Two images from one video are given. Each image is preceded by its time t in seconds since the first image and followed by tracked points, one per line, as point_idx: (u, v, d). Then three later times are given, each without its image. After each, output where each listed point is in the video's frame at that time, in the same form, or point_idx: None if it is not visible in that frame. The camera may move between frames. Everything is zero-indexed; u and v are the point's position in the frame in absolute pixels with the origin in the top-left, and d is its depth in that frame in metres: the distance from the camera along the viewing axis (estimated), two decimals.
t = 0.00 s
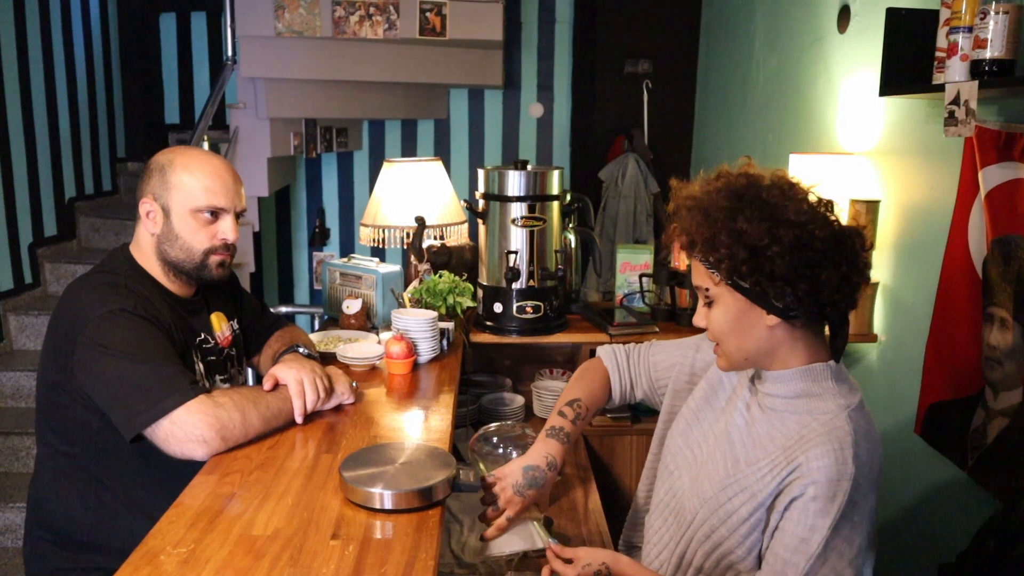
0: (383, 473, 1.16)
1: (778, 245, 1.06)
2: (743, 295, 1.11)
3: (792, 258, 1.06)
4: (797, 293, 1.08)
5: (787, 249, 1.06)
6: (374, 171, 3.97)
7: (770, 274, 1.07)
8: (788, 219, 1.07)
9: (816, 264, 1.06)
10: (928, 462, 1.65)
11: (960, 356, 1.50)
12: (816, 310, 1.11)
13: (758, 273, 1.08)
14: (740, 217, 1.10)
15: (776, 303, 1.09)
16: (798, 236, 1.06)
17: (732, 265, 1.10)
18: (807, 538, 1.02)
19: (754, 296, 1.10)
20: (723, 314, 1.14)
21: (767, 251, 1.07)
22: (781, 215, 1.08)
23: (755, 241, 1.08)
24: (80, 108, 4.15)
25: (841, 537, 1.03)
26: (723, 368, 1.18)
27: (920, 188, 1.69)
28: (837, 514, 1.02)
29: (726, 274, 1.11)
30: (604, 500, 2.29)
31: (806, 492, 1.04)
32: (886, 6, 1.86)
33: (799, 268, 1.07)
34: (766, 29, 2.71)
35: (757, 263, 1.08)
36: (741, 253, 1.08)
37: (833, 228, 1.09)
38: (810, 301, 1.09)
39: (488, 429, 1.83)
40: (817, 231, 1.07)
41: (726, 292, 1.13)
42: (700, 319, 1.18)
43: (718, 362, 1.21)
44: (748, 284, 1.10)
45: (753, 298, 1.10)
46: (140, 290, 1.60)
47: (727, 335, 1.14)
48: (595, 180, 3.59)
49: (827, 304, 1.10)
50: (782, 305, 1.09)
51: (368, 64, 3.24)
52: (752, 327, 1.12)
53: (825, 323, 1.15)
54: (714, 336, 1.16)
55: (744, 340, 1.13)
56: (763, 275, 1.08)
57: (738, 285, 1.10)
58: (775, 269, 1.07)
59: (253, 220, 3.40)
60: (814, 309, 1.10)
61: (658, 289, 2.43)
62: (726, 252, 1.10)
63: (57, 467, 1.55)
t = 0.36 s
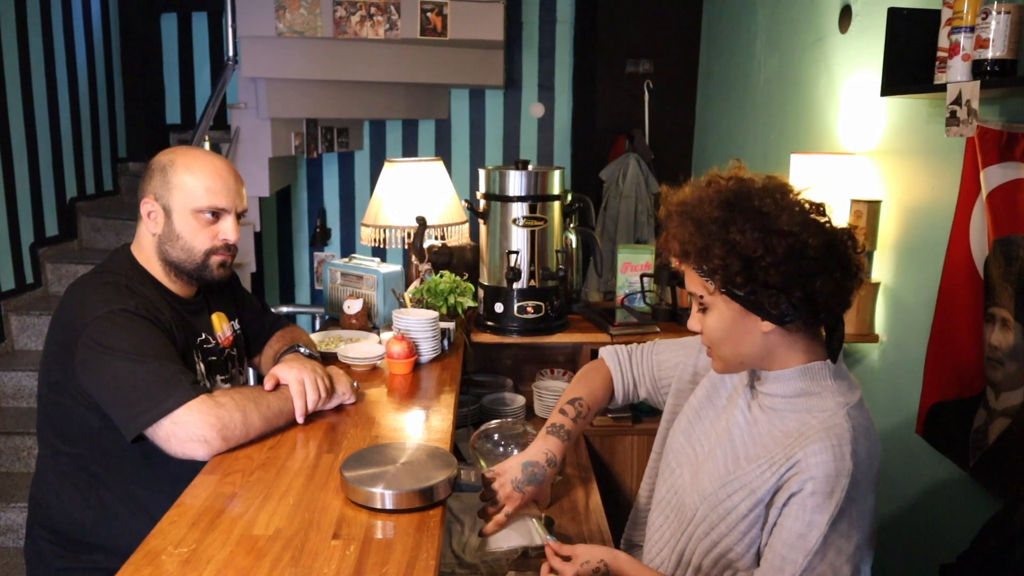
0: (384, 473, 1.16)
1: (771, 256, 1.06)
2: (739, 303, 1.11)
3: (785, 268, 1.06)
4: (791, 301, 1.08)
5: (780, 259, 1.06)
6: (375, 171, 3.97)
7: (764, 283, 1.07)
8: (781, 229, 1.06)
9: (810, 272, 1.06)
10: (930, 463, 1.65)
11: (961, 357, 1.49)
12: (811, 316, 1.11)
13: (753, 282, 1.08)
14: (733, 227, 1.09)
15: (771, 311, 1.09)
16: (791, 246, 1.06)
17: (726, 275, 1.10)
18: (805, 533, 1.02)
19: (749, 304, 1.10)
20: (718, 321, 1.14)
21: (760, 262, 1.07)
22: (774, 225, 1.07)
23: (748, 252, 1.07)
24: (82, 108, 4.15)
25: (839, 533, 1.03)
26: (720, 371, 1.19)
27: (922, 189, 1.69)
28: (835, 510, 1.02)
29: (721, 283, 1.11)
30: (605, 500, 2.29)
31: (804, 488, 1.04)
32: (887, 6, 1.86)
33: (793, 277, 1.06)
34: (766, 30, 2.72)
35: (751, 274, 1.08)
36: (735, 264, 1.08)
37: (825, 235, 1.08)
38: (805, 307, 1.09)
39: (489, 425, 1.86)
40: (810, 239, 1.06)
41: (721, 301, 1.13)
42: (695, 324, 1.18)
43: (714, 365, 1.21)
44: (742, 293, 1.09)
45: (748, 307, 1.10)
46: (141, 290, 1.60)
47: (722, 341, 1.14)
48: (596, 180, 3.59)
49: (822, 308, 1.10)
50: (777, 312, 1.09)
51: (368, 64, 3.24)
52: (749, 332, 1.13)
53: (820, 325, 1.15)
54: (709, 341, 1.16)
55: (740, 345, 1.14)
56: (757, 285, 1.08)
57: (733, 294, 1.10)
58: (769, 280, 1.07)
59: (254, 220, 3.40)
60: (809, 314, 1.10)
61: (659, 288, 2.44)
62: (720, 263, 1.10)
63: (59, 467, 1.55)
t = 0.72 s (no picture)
0: (384, 473, 1.16)
1: (773, 253, 1.06)
2: (741, 303, 1.10)
3: (787, 265, 1.07)
4: (794, 298, 1.08)
5: (782, 257, 1.06)
6: (375, 171, 3.97)
7: (766, 282, 1.08)
8: (781, 227, 1.07)
9: (810, 270, 1.07)
10: (930, 462, 1.65)
11: (962, 357, 1.49)
12: (814, 313, 1.11)
13: (755, 282, 1.08)
14: (733, 227, 1.10)
15: (773, 309, 1.09)
16: (791, 243, 1.06)
17: (728, 276, 1.10)
18: (801, 532, 1.02)
19: (752, 304, 1.09)
20: (720, 322, 1.13)
21: (762, 260, 1.07)
22: (774, 223, 1.08)
23: (750, 251, 1.07)
24: (82, 108, 4.15)
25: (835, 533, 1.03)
26: (721, 374, 1.19)
27: (922, 190, 1.69)
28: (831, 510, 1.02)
29: (723, 284, 1.10)
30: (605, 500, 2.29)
31: (802, 487, 1.04)
32: (887, 6, 1.86)
33: (796, 275, 1.07)
34: (766, 29, 2.71)
35: (754, 273, 1.08)
36: (738, 264, 1.08)
37: (825, 231, 1.09)
38: (808, 305, 1.09)
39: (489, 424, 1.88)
40: (809, 236, 1.07)
41: (723, 302, 1.12)
42: (697, 326, 1.18)
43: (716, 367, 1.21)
44: (745, 293, 1.09)
45: (750, 306, 1.10)
46: (141, 290, 1.60)
47: (726, 342, 1.14)
48: (596, 180, 3.59)
49: (823, 305, 1.10)
50: (779, 311, 1.09)
51: (368, 64, 3.24)
52: (752, 332, 1.12)
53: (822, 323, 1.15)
54: (711, 344, 1.16)
55: (743, 345, 1.14)
56: (759, 283, 1.08)
57: (735, 294, 1.10)
58: (772, 277, 1.07)
59: (254, 220, 3.40)
60: (811, 312, 1.10)
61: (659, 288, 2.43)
62: (722, 264, 1.10)
63: (59, 467, 1.55)
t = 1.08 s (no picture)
0: (384, 474, 1.16)
1: (761, 238, 1.07)
2: (718, 279, 1.12)
3: (771, 253, 1.07)
4: (768, 286, 1.10)
5: (769, 243, 1.07)
6: (376, 172, 3.97)
7: (747, 265, 1.09)
8: (777, 214, 1.07)
9: (791, 265, 1.08)
10: (930, 463, 1.65)
11: (962, 358, 1.49)
12: (784, 305, 1.12)
13: (736, 262, 1.09)
14: (731, 202, 1.10)
15: (747, 293, 1.10)
16: (782, 234, 1.07)
17: (712, 248, 1.11)
18: (783, 521, 1.04)
19: (727, 281, 1.11)
20: (692, 291, 1.16)
21: (749, 242, 1.08)
22: (772, 208, 1.08)
23: (740, 230, 1.08)
24: (82, 109, 4.15)
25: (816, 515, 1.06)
26: (681, 343, 1.22)
27: (921, 190, 1.69)
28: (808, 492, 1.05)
29: (705, 254, 1.12)
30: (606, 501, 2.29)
31: (774, 476, 1.06)
32: (888, 7, 1.86)
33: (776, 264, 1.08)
34: (767, 30, 2.71)
35: (737, 253, 1.09)
36: (724, 238, 1.09)
37: (818, 229, 1.09)
38: (780, 296, 1.10)
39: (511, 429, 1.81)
40: (802, 231, 1.08)
41: (701, 273, 1.14)
42: (669, 289, 1.20)
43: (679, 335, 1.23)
44: (723, 269, 1.11)
45: (725, 284, 1.12)
46: (141, 291, 1.61)
47: (691, 313, 1.16)
48: (597, 181, 3.59)
49: (796, 303, 1.11)
50: (752, 295, 1.11)
51: (369, 65, 3.24)
52: (719, 310, 1.14)
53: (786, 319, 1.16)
54: (678, 310, 1.18)
55: (707, 321, 1.16)
56: (740, 264, 1.09)
57: (715, 267, 1.12)
58: (754, 261, 1.08)
59: (255, 221, 3.41)
60: (782, 307, 1.12)
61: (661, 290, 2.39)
62: (709, 234, 1.10)
63: (59, 468, 1.56)
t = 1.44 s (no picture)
0: (385, 473, 1.16)
1: (728, 230, 1.09)
2: (689, 274, 1.14)
3: (740, 245, 1.09)
4: (738, 279, 1.11)
5: (736, 236, 1.09)
6: (377, 172, 3.97)
7: (716, 258, 1.11)
8: (743, 207, 1.10)
9: (761, 256, 1.09)
10: (930, 463, 1.65)
11: (964, 356, 1.49)
12: (757, 299, 1.14)
13: (705, 256, 1.11)
14: (697, 197, 1.13)
15: (717, 286, 1.12)
16: (749, 225, 1.09)
17: (681, 243, 1.13)
18: (773, 519, 1.05)
19: (698, 276, 1.13)
20: (665, 288, 1.17)
21: (717, 235, 1.10)
22: (738, 203, 1.11)
23: (707, 223, 1.11)
24: (83, 109, 4.16)
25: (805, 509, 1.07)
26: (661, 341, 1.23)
27: (922, 190, 1.70)
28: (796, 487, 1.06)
29: (675, 249, 1.14)
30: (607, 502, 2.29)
31: (757, 472, 1.07)
32: (889, 7, 1.86)
33: (744, 255, 1.09)
34: (768, 30, 2.71)
35: (706, 246, 1.11)
36: (692, 233, 1.11)
37: (786, 220, 1.11)
38: (751, 289, 1.12)
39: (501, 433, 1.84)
40: (770, 222, 1.09)
41: (673, 268, 1.16)
42: (645, 288, 1.22)
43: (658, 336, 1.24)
44: (694, 264, 1.13)
45: (696, 278, 1.13)
46: (142, 291, 1.61)
47: (667, 310, 1.18)
48: (597, 181, 3.59)
49: (767, 296, 1.12)
50: (723, 289, 1.12)
51: (369, 65, 3.24)
52: (693, 305, 1.16)
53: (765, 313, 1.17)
54: (654, 309, 1.20)
55: (683, 317, 1.17)
56: (709, 258, 1.11)
57: (685, 262, 1.14)
58: (723, 254, 1.10)
59: (256, 221, 3.41)
60: (754, 299, 1.13)
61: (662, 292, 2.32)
62: (677, 230, 1.13)
63: (61, 467, 1.56)
